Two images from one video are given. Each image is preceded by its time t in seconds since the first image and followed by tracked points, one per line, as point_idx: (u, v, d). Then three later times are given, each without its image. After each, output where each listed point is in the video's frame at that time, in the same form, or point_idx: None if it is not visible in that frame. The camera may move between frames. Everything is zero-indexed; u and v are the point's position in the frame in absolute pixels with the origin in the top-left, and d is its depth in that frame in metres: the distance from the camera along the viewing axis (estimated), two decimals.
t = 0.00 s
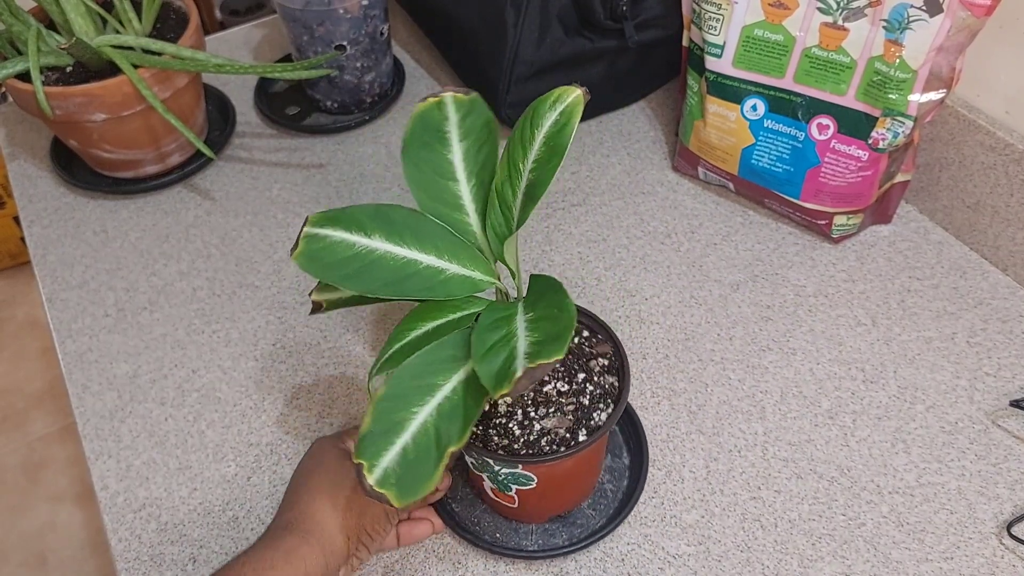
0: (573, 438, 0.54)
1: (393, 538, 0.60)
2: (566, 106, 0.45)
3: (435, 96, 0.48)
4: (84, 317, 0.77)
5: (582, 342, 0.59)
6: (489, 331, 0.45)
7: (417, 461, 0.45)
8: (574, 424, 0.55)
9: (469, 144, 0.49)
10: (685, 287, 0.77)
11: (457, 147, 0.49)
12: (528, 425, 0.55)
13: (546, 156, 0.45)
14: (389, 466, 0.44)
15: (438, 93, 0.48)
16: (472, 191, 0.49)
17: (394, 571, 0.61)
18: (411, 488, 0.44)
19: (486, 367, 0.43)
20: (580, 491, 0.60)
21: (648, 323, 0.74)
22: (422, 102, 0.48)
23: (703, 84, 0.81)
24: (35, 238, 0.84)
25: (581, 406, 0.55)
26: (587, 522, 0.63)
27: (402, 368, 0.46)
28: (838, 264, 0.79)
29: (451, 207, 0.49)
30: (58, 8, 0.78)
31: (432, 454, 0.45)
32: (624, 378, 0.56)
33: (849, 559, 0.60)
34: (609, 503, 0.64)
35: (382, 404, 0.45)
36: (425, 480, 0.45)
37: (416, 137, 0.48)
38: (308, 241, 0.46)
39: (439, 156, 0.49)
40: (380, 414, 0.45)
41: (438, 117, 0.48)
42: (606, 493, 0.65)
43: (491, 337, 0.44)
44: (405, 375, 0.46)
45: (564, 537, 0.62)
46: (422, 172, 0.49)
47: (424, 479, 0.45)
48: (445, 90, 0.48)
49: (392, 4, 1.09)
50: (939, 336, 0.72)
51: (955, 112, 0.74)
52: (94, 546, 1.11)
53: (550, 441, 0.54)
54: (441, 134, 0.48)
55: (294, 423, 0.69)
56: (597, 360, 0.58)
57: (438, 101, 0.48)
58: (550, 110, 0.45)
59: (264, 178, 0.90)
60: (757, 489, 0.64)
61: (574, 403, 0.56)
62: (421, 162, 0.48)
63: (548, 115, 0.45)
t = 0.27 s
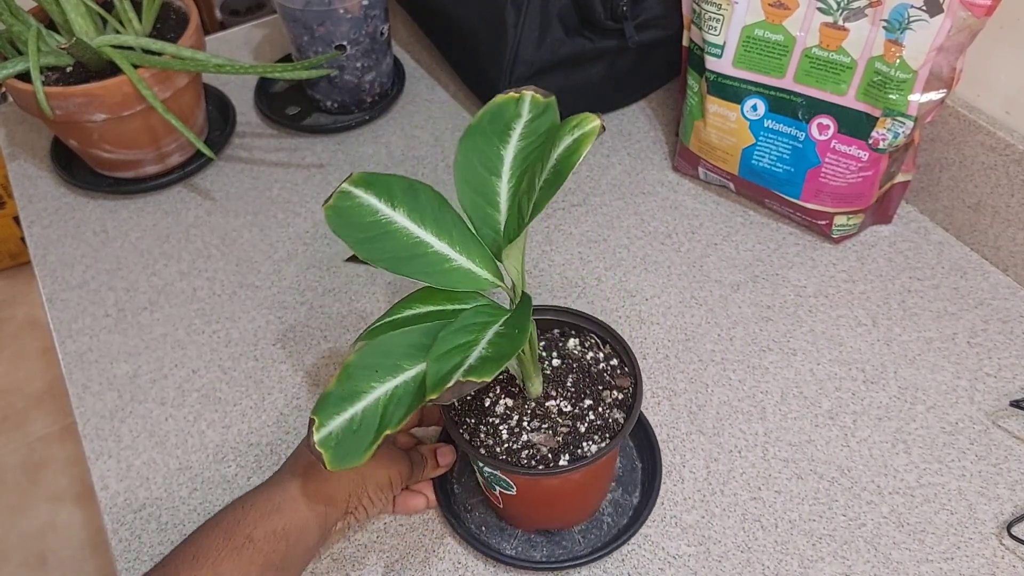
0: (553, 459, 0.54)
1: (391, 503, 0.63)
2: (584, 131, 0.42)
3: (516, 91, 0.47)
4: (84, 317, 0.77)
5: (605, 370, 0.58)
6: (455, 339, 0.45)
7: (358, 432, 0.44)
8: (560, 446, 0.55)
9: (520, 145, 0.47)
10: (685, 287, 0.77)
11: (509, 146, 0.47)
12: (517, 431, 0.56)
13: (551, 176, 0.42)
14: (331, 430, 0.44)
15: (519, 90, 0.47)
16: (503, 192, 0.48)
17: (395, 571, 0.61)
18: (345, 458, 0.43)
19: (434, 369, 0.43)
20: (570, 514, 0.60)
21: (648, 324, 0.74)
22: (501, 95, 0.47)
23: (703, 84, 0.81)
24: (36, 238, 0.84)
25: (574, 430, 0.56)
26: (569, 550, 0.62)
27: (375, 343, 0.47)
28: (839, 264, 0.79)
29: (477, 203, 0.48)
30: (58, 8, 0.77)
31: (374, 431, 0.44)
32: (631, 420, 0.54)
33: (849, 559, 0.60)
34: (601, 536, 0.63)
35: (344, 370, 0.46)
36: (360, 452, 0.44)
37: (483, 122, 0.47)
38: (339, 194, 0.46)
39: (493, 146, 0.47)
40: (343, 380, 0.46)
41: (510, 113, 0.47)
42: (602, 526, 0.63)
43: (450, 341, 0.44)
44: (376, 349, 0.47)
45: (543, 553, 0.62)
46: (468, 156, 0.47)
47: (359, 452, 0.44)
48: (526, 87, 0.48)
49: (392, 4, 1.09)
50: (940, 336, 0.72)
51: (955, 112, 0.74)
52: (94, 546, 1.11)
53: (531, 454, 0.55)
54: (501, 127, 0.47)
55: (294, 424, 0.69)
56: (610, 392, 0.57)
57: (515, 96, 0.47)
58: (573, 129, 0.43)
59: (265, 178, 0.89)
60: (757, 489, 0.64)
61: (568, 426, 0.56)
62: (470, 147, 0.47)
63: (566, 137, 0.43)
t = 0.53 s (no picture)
0: (542, 467, 0.54)
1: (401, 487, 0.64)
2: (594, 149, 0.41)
3: (566, 96, 0.45)
4: (84, 317, 0.77)
5: (618, 390, 0.57)
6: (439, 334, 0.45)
7: (338, 402, 0.45)
8: (551, 456, 0.55)
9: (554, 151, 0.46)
10: (685, 286, 0.77)
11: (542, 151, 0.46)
12: (515, 432, 0.56)
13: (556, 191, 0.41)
14: (317, 396, 0.46)
15: (570, 95, 0.45)
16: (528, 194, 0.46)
17: (395, 571, 0.61)
18: (322, 426, 0.45)
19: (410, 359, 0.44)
20: (563, 524, 0.60)
21: (649, 323, 0.74)
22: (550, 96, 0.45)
23: (703, 84, 0.81)
24: (36, 238, 0.84)
25: (570, 443, 0.55)
26: (557, 561, 0.62)
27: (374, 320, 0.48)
28: (839, 264, 0.79)
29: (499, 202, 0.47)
30: (59, 8, 0.77)
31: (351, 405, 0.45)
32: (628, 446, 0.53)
33: (850, 559, 0.60)
34: (593, 552, 0.62)
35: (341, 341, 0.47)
36: (334, 422, 0.45)
37: (526, 120, 0.46)
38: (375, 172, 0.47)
39: (528, 147, 0.46)
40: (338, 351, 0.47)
41: (555, 116, 0.45)
42: (597, 543, 0.62)
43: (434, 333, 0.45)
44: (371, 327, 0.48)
45: (532, 557, 0.62)
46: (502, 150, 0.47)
47: (332, 423, 0.45)
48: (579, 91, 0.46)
49: (392, 4, 1.09)
50: (940, 336, 0.72)
51: (955, 112, 0.74)
52: (94, 546, 1.11)
53: (521, 456, 0.55)
54: (542, 129, 0.46)
55: (295, 424, 0.69)
56: (615, 412, 0.57)
57: (564, 98, 0.45)
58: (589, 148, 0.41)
59: (265, 178, 0.89)
60: (759, 489, 0.64)
61: (565, 438, 0.56)
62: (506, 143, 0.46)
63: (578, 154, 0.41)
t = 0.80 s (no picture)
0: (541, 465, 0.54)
1: None
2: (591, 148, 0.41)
3: (572, 95, 0.46)
4: (84, 318, 0.77)
5: (618, 390, 0.57)
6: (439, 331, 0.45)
7: (339, 401, 0.45)
8: (552, 455, 0.55)
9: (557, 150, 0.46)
10: (685, 287, 0.77)
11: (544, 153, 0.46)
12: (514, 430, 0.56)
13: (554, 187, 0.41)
14: (318, 395, 0.46)
15: (577, 95, 0.46)
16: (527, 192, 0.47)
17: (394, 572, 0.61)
18: (321, 425, 0.45)
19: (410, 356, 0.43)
20: (563, 524, 0.60)
21: (648, 324, 0.74)
22: (557, 95, 0.46)
23: (703, 84, 0.81)
24: (36, 238, 0.84)
25: (570, 442, 0.55)
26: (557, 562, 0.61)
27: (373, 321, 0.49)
28: (839, 264, 0.79)
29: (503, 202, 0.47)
30: (59, 8, 0.77)
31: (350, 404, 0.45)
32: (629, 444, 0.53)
33: (850, 559, 0.60)
34: (593, 553, 0.62)
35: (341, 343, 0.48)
36: (334, 422, 0.45)
37: (527, 122, 0.46)
38: (378, 177, 0.47)
39: (532, 146, 0.46)
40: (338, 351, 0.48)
41: (560, 114, 0.46)
42: (597, 545, 0.62)
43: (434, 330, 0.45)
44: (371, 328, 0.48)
45: (531, 557, 0.62)
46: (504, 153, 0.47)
47: (332, 422, 0.45)
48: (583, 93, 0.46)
49: (392, 4, 1.09)
50: (940, 336, 0.72)
51: (955, 112, 0.74)
52: (95, 546, 1.11)
53: (522, 455, 0.55)
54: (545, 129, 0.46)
55: (295, 424, 0.69)
56: (616, 412, 0.56)
57: (570, 98, 0.46)
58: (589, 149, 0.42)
59: (265, 179, 0.90)
60: (758, 489, 0.64)
61: (565, 437, 0.56)
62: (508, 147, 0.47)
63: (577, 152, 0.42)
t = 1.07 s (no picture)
0: (539, 461, 0.55)
1: None
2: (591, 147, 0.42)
3: (583, 91, 0.46)
4: (85, 318, 0.77)
5: (625, 393, 0.57)
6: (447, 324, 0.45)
7: (346, 396, 0.46)
8: (552, 451, 0.55)
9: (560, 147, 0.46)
10: (685, 286, 0.77)
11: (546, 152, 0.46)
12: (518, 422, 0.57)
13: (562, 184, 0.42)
14: (325, 388, 0.46)
15: (587, 90, 0.46)
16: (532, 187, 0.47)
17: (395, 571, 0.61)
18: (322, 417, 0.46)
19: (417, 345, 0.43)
20: (563, 522, 0.60)
21: (649, 323, 0.74)
22: (567, 91, 0.46)
23: (703, 84, 0.81)
24: (36, 238, 0.84)
25: (571, 440, 0.55)
26: (553, 562, 0.61)
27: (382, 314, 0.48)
28: (839, 264, 0.79)
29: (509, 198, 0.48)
30: (59, 8, 0.77)
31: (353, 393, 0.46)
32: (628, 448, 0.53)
33: (851, 559, 0.60)
34: (591, 553, 0.62)
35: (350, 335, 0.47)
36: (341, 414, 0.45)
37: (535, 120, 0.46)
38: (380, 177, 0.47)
39: (541, 142, 0.46)
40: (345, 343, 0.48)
41: (571, 110, 0.46)
42: (596, 548, 0.62)
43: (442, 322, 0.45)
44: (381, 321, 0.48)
45: (530, 552, 0.62)
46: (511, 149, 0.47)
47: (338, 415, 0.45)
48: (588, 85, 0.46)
49: (392, 4, 1.09)
50: (940, 336, 0.72)
51: (955, 112, 0.74)
52: (95, 546, 1.11)
53: (522, 449, 0.55)
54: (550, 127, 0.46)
55: (295, 424, 0.69)
56: (620, 414, 0.56)
57: (581, 94, 0.46)
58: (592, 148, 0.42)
59: (265, 179, 0.89)
60: (759, 489, 0.64)
61: (567, 435, 0.56)
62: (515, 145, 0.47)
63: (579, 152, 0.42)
